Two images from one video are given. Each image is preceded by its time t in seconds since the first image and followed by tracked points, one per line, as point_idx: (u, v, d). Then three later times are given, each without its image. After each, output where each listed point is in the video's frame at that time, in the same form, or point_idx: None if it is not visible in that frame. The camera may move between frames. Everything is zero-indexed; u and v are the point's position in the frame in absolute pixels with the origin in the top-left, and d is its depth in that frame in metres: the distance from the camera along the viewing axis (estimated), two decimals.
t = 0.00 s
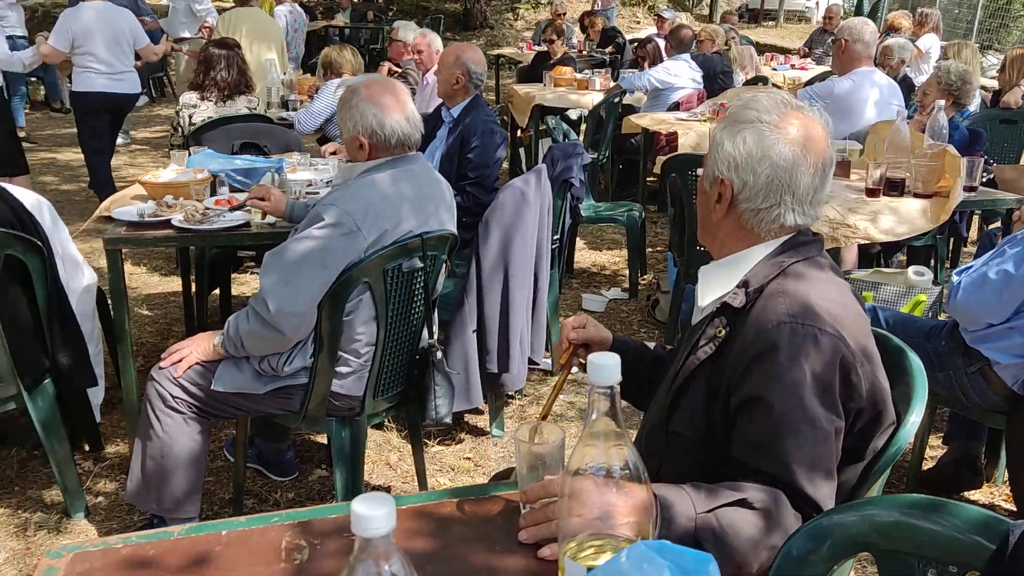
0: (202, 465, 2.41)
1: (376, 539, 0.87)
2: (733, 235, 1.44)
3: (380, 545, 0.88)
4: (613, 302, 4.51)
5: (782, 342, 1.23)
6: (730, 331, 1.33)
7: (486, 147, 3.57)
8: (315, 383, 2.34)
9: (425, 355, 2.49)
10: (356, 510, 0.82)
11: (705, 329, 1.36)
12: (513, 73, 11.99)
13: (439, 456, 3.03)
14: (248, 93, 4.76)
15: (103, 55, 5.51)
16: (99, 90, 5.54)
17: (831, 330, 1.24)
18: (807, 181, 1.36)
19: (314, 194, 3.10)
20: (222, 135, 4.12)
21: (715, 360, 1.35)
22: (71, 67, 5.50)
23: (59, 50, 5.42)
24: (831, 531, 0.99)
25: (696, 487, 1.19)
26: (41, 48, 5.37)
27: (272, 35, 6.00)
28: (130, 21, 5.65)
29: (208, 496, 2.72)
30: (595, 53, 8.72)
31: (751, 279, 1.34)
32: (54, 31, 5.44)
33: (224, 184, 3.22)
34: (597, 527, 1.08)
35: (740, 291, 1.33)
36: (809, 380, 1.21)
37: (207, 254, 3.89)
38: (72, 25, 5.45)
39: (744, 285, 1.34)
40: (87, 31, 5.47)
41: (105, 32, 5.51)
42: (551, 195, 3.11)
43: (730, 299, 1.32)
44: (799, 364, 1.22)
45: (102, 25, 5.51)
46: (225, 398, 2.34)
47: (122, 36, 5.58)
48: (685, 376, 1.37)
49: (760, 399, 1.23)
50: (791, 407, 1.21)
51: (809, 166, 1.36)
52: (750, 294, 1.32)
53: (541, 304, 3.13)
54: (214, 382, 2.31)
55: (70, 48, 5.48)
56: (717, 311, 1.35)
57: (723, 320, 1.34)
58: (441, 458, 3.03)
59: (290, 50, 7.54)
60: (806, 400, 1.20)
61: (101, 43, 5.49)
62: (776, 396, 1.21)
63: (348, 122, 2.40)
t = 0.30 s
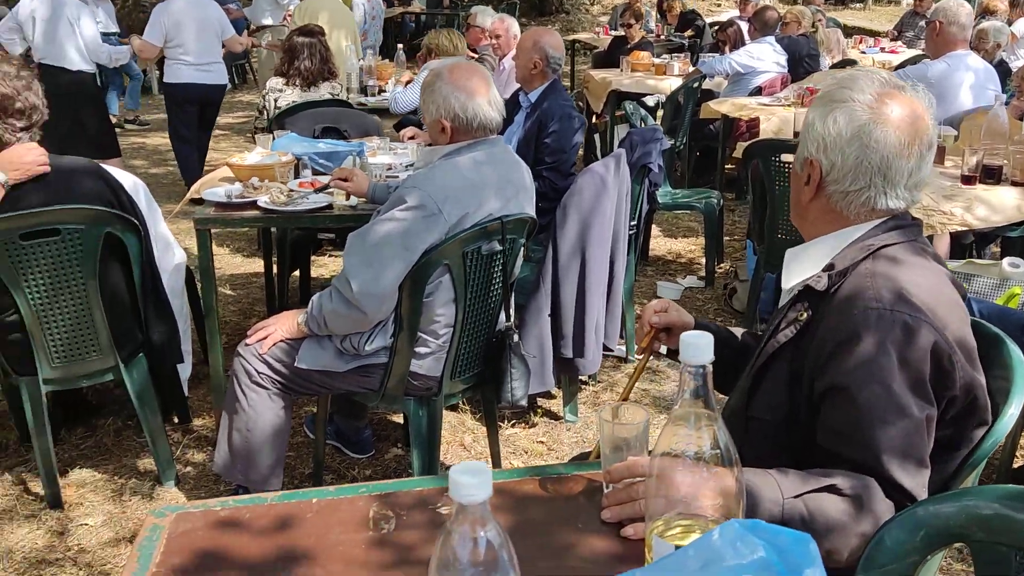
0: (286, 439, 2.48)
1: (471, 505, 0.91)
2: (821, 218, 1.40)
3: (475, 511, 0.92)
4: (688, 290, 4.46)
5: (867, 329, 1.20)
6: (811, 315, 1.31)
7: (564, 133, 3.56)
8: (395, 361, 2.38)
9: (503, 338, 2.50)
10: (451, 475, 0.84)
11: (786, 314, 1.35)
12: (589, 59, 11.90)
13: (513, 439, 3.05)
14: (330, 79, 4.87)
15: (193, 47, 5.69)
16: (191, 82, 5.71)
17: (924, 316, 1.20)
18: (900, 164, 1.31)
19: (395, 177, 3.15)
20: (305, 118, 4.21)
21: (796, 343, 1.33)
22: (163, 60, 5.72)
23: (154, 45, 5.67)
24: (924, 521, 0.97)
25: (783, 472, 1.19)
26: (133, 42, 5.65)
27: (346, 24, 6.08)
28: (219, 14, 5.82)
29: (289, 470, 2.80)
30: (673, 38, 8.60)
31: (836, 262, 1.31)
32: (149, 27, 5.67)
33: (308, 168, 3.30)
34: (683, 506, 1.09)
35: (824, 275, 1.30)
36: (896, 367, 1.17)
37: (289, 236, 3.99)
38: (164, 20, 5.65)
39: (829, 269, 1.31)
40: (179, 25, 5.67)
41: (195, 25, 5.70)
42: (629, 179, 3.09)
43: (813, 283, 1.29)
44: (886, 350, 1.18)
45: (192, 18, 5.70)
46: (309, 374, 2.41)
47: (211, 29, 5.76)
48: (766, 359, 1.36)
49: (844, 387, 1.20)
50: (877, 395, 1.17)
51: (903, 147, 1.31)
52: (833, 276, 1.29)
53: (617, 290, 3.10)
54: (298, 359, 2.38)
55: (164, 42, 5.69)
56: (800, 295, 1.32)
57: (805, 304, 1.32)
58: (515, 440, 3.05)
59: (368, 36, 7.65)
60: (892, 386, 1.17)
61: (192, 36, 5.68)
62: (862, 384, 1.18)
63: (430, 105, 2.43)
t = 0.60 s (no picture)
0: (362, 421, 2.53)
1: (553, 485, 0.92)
2: (917, 210, 1.36)
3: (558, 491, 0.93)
4: (766, 284, 4.37)
5: (960, 327, 1.16)
6: (902, 309, 1.28)
7: (642, 123, 3.53)
8: (470, 348, 2.41)
9: (577, 327, 2.50)
10: (537, 455, 0.84)
11: (875, 308, 1.32)
12: (667, 50, 11.75)
13: (585, 429, 3.05)
14: (409, 68, 4.94)
15: (277, 35, 5.80)
16: (275, 68, 5.85)
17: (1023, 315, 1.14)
18: (1002, 154, 1.25)
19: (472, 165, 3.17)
20: (384, 108, 4.28)
21: (885, 338, 1.30)
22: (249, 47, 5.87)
23: (240, 32, 5.81)
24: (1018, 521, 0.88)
25: (867, 468, 1.14)
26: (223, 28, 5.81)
27: (423, 15, 6.15)
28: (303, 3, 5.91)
29: (364, 452, 2.86)
30: (755, 27, 8.43)
31: (931, 255, 1.27)
32: (235, 14, 5.81)
33: (387, 156, 3.36)
34: (763, 497, 1.10)
35: (917, 268, 1.27)
36: (990, 369, 1.12)
37: (367, 223, 4.06)
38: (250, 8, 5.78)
39: (923, 262, 1.27)
40: (264, 12, 5.79)
41: (281, 14, 5.81)
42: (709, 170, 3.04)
43: (904, 276, 1.26)
44: (980, 350, 1.13)
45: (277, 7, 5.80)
46: (386, 358, 2.45)
47: (295, 17, 5.86)
48: (852, 353, 1.33)
49: (932, 386, 1.16)
50: (966, 393, 1.12)
51: (1006, 136, 1.25)
52: (927, 271, 1.26)
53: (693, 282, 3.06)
54: (375, 343, 2.42)
55: (250, 30, 5.82)
56: (891, 288, 1.30)
57: (895, 298, 1.29)
58: (587, 430, 3.05)
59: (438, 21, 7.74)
60: (985, 388, 1.12)
61: (276, 24, 5.80)
62: (952, 384, 1.13)
63: (510, 92, 2.43)
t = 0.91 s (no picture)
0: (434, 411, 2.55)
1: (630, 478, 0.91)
2: (1013, 207, 1.29)
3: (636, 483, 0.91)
4: (846, 284, 4.25)
5: None
6: (995, 313, 1.21)
7: (721, 118, 3.47)
8: (543, 341, 2.40)
9: (651, 323, 2.47)
10: (614, 447, 0.83)
11: (965, 310, 1.25)
12: (747, 43, 11.53)
13: (657, 426, 3.01)
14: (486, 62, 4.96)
15: (362, 29, 5.91)
16: (357, 61, 5.95)
17: None
18: None
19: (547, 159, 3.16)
20: (461, 102, 4.31)
21: (977, 341, 1.23)
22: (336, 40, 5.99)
23: (330, 26, 5.90)
24: None
25: (956, 474, 1.09)
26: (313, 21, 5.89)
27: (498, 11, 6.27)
28: None
29: (434, 443, 2.88)
30: (841, 20, 8.19)
31: None
32: (325, 8, 5.91)
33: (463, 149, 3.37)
34: (846, 498, 1.07)
35: (1012, 270, 1.19)
36: None
37: (441, 216, 4.09)
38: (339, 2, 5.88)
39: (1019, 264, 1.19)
40: (352, 6, 5.90)
41: (368, 8, 5.92)
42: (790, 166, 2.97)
43: (998, 278, 1.19)
44: None
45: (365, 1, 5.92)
46: (459, 350, 2.47)
47: (381, 11, 5.96)
48: (939, 357, 1.28)
49: None
50: None
51: None
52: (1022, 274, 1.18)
53: (771, 280, 2.99)
54: (449, 334, 2.44)
55: (339, 23, 5.92)
56: (983, 291, 1.23)
57: (987, 301, 1.22)
58: (658, 428, 3.01)
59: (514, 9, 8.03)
60: None
61: (362, 18, 5.90)
62: None
63: (588, 84, 2.41)
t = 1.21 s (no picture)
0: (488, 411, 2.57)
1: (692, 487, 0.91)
2: None
3: (697, 492, 0.91)
4: (911, 290, 4.15)
5: None
6: None
7: (782, 120, 3.42)
8: (597, 344, 2.40)
9: (707, 328, 2.45)
10: (676, 457, 0.83)
11: None
12: (809, 44, 11.34)
13: (712, 432, 2.99)
14: (543, 64, 4.99)
15: (430, 30, 5.97)
16: (424, 62, 6.01)
17: None
18: None
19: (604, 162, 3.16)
20: (517, 104, 4.33)
21: None
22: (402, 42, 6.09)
23: (398, 27, 5.99)
24: None
25: None
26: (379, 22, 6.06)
27: (554, 15, 6.34)
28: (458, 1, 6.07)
29: (488, 443, 2.90)
30: (908, 20, 8.00)
31: None
32: (396, 9, 6.00)
33: (519, 151, 3.39)
34: (915, 513, 1.03)
35: None
36: None
37: (497, 217, 4.12)
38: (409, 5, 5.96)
39: None
40: (422, 8, 5.96)
41: (436, 11, 5.98)
42: (852, 170, 2.92)
43: None
44: None
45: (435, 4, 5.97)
46: (514, 351, 2.48)
47: (449, 14, 6.02)
48: (1009, 372, 1.25)
49: None
50: None
51: None
52: None
53: (831, 286, 2.94)
54: (503, 336, 2.46)
55: (407, 25, 6.00)
56: None
57: None
58: (713, 433, 2.98)
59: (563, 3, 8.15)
60: None
61: (431, 21, 5.96)
62: None
63: (647, 87, 2.38)
